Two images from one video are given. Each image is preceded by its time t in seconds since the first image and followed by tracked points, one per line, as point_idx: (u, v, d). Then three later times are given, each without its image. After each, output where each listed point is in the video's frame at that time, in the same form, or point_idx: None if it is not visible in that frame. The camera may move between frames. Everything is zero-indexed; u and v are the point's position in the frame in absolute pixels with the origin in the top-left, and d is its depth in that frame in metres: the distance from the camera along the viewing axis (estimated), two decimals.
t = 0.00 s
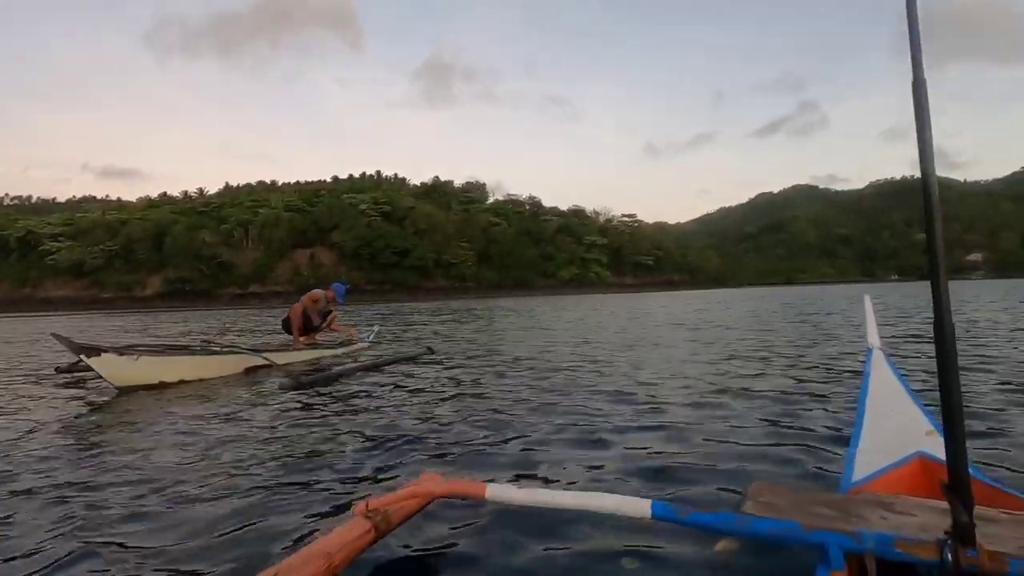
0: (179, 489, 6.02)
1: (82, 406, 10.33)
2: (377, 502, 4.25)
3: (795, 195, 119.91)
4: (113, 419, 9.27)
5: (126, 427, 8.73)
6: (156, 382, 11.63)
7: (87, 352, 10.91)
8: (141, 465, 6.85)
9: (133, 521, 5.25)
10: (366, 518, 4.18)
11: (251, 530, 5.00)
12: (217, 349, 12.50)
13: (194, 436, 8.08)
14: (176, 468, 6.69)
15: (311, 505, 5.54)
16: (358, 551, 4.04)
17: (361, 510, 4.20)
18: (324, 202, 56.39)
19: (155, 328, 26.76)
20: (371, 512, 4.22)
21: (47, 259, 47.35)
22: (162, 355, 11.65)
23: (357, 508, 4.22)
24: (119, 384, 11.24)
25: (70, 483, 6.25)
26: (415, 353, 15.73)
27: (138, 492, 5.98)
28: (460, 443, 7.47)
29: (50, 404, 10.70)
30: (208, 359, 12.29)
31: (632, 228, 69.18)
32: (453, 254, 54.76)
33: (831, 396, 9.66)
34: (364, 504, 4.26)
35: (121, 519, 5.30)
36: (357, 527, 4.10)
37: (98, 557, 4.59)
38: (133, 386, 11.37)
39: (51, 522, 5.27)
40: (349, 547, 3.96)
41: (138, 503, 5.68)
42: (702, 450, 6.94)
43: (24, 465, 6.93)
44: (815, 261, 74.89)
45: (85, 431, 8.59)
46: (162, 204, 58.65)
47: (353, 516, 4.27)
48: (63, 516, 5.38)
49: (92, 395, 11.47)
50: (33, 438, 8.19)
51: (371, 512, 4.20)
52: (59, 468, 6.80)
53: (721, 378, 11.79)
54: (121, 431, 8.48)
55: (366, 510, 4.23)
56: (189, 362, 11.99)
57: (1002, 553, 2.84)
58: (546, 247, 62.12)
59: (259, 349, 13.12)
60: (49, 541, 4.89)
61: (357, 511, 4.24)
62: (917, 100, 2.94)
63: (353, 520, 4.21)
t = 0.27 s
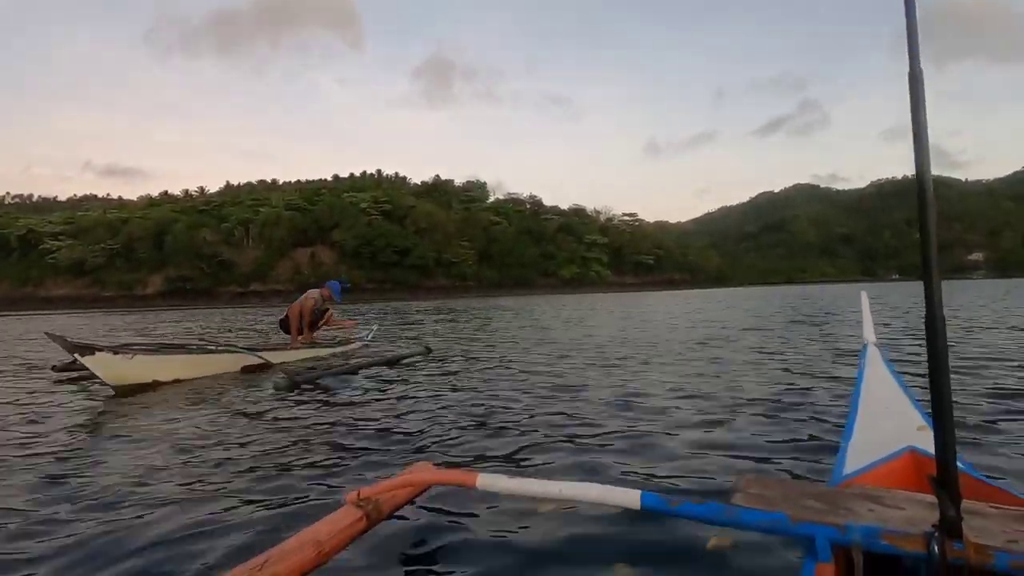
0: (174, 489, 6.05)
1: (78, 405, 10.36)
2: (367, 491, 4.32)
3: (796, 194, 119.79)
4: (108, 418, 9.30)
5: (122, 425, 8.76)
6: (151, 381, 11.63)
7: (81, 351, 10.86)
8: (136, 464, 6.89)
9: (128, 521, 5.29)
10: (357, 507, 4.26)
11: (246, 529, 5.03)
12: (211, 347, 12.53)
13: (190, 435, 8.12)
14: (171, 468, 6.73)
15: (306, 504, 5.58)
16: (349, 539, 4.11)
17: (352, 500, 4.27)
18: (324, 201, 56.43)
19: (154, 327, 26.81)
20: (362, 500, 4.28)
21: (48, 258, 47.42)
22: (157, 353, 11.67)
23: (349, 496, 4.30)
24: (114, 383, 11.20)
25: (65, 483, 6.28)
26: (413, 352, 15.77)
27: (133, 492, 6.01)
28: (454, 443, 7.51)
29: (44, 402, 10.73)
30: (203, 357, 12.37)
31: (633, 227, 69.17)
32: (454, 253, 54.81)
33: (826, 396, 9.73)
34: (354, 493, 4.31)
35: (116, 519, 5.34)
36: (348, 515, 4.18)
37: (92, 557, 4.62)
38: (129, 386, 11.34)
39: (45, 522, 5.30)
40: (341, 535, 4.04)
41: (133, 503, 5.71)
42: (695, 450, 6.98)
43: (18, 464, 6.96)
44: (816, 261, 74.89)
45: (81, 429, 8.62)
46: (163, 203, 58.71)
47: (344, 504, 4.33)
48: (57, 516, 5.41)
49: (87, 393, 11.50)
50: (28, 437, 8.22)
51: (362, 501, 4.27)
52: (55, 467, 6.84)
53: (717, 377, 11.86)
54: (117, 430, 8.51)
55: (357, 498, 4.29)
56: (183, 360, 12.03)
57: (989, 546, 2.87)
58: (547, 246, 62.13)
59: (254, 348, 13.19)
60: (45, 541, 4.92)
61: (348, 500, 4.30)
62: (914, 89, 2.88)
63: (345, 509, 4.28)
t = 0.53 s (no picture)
0: (169, 487, 5.99)
1: (74, 403, 10.32)
2: (370, 482, 4.30)
3: (799, 193, 119.49)
4: (104, 416, 9.24)
5: (118, 423, 8.70)
6: (149, 379, 11.62)
7: (79, 349, 10.92)
8: (130, 462, 6.82)
9: (124, 518, 5.24)
10: (359, 498, 4.24)
11: (242, 528, 4.98)
12: (210, 345, 12.48)
13: (186, 433, 8.04)
14: (166, 466, 6.66)
15: (301, 503, 5.51)
16: (350, 529, 4.09)
17: (355, 490, 4.25)
18: (326, 199, 56.37)
19: (154, 325, 26.78)
20: (364, 491, 4.27)
21: (51, 255, 47.43)
22: (155, 351, 11.64)
23: (350, 487, 4.28)
24: (112, 381, 11.26)
25: (58, 481, 6.22)
26: (412, 350, 15.70)
27: (128, 490, 5.95)
28: (453, 442, 7.43)
29: (42, 399, 10.72)
30: (202, 355, 12.22)
31: (634, 227, 69.04)
32: (455, 251, 54.74)
33: (829, 397, 9.66)
34: (357, 483, 4.30)
35: (110, 517, 5.27)
36: (350, 506, 4.16)
37: (83, 557, 4.56)
38: (126, 384, 11.38)
39: (37, 521, 5.23)
40: (342, 525, 4.02)
41: (128, 501, 5.65)
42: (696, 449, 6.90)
43: (12, 462, 6.90)
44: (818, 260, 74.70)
45: (76, 427, 8.56)
46: (165, 200, 58.72)
47: (346, 495, 4.32)
48: (50, 515, 5.35)
49: (85, 391, 11.49)
50: (23, 434, 8.16)
51: (365, 491, 4.25)
52: (53, 464, 6.80)
53: (719, 376, 11.80)
54: (113, 428, 8.45)
55: (359, 489, 4.28)
56: (181, 358, 11.99)
57: (1003, 552, 2.81)
58: (548, 245, 62.01)
59: (252, 345, 13.02)
60: (37, 539, 4.86)
61: (351, 490, 4.29)
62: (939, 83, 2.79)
63: (346, 499, 4.26)
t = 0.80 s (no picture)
0: (172, 484, 5.95)
1: (80, 398, 10.33)
2: (379, 473, 4.28)
3: (808, 193, 118.62)
4: (109, 411, 9.25)
5: (122, 419, 8.70)
6: (154, 376, 11.64)
7: (86, 345, 10.93)
8: (134, 458, 6.80)
9: (127, 515, 5.21)
10: (368, 489, 4.21)
11: (247, 526, 4.92)
12: (215, 342, 12.50)
13: (190, 429, 8.04)
14: (171, 462, 6.65)
15: (306, 499, 5.48)
16: (359, 521, 4.07)
17: (364, 481, 4.23)
18: (334, 196, 56.54)
19: (162, 320, 26.92)
20: (373, 482, 4.25)
21: (62, 251, 47.82)
22: (159, 347, 11.68)
23: (360, 478, 4.25)
24: (117, 377, 11.26)
25: (63, 476, 6.21)
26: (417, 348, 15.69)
27: (131, 486, 5.91)
28: (457, 441, 7.38)
29: (47, 393, 10.80)
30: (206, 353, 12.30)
31: (642, 226, 68.79)
32: (462, 250, 54.77)
33: (838, 398, 9.56)
34: (367, 474, 4.27)
35: (113, 513, 5.25)
36: (359, 497, 4.14)
37: (86, 551, 4.52)
38: (132, 380, 11.38)
39: (40, 515, 5.21)
40: (351, 516, 4.01)
41: (131, 496, 5.63)
42: (704, 449, 6.82)
43: (17, 457, 6.90)
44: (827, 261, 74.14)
45: (81, 422, 8.57)
46: (174, 197, 59.08)
47: (356, 485, 4.30)
48: (54, 510, 5.32)
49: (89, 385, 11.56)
50: (28, 429, 8.17)
51: (374, 483, 4.23)
52: (58, 458, 6.82)
53: (726, 377, 11.71)
54: (117, 423, 8.45)
55: (368, 480, 4.25)
56: (185, 355, 12.01)
57: None
58: (555, 244, 61.88)
59: (254, 343, 13.12)
60: (40, 535, 4.83)
61: (360, 481, 4.26)
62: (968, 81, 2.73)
63: (355, 491, 4.24)
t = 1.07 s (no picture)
0: (175, 482, 6.01)
1: (86, 394, 10.46)
2: (381, 472, 4.28)
3: (820, 194, 117.57)
4: (116, 407, 9.35)
5: (128, 416, 8.78)
6: (159, 370, 11.79)
7: (91, 340, 11.12)
8: (139, 455, 6.87)
9: (130, 511, 5.26)
10: (370, 489, 4.22)
11: (249, 524, 4.95)
12: (220, 338, 12.60)
13: (195, 427, 8.10)
14: (175, 459, 6.70)
15: (308, 498, 5.50)
16: (361, 520, 4.09)
17: (365, 480, 4.23)
18: (344, 195, 56.79)
19: (172, 317, 27.16)
20: (375, 481, 4.25)
21: (76, 248, 48.40)
22: (164, 343, 11.80)
23: (362, 477, 4.26)
24: (122, 372, 11.46)
25: (68, 472, 6.28)
26: (423, 348, 15.73)
27: (135, 483, 5.97)
28: (459, 441, 7.38)
29: (54, 388, 10.95)
30: (211, 349, 12.38)
31: (651, 227, 68.48)
32: (470, 250, 54.83)
33: (845, 402, 9.45)
34: (368, 473, 4.28)
35: (116, 509, 5.30)
36: (360, 496, 4.15)
37: (89, 548, 4.57)
38: (136, 374, 11.57)
39: (44, 512, 5.26)
40: (352, 515, 4.02)
41: (134, 493, 5.68)
42: (707, 452, 6.77)
43: (23, 453, 6.99)
44: (839, 262, 73.41)
45: (87, 419, 8.67)
46: (187, 195, 59.62)
47: (358, 484, 4.31)
48: (58, 507, 5.37)
49: (96, 380, 11.72)
50: (35, 425, 8.27)
51: (376, 482, 4.23)
52: (63, 454, 6.91)
53: (732, 379, 11.62)
54: (123, 420, 8.54)
55: (371, 479, 4.26)
56: (190, 351, 12.12)
57: None
58: (564, 245, 61.72)
59: (259, 340, 13.16)
60: (43, 532, 4.88)
61: (362, 480, 4.27)
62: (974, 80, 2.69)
63: (357, 489, 4.25)
